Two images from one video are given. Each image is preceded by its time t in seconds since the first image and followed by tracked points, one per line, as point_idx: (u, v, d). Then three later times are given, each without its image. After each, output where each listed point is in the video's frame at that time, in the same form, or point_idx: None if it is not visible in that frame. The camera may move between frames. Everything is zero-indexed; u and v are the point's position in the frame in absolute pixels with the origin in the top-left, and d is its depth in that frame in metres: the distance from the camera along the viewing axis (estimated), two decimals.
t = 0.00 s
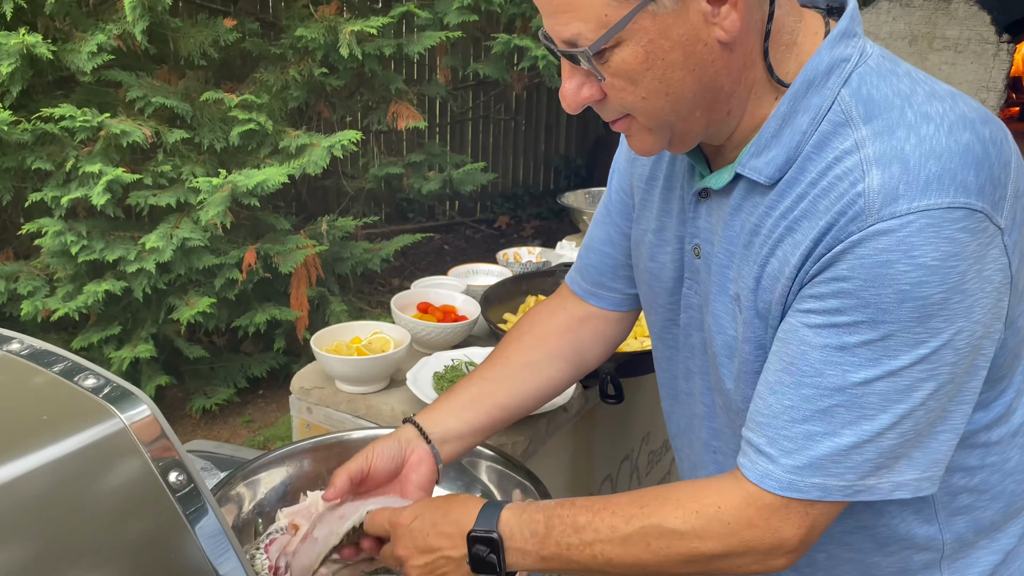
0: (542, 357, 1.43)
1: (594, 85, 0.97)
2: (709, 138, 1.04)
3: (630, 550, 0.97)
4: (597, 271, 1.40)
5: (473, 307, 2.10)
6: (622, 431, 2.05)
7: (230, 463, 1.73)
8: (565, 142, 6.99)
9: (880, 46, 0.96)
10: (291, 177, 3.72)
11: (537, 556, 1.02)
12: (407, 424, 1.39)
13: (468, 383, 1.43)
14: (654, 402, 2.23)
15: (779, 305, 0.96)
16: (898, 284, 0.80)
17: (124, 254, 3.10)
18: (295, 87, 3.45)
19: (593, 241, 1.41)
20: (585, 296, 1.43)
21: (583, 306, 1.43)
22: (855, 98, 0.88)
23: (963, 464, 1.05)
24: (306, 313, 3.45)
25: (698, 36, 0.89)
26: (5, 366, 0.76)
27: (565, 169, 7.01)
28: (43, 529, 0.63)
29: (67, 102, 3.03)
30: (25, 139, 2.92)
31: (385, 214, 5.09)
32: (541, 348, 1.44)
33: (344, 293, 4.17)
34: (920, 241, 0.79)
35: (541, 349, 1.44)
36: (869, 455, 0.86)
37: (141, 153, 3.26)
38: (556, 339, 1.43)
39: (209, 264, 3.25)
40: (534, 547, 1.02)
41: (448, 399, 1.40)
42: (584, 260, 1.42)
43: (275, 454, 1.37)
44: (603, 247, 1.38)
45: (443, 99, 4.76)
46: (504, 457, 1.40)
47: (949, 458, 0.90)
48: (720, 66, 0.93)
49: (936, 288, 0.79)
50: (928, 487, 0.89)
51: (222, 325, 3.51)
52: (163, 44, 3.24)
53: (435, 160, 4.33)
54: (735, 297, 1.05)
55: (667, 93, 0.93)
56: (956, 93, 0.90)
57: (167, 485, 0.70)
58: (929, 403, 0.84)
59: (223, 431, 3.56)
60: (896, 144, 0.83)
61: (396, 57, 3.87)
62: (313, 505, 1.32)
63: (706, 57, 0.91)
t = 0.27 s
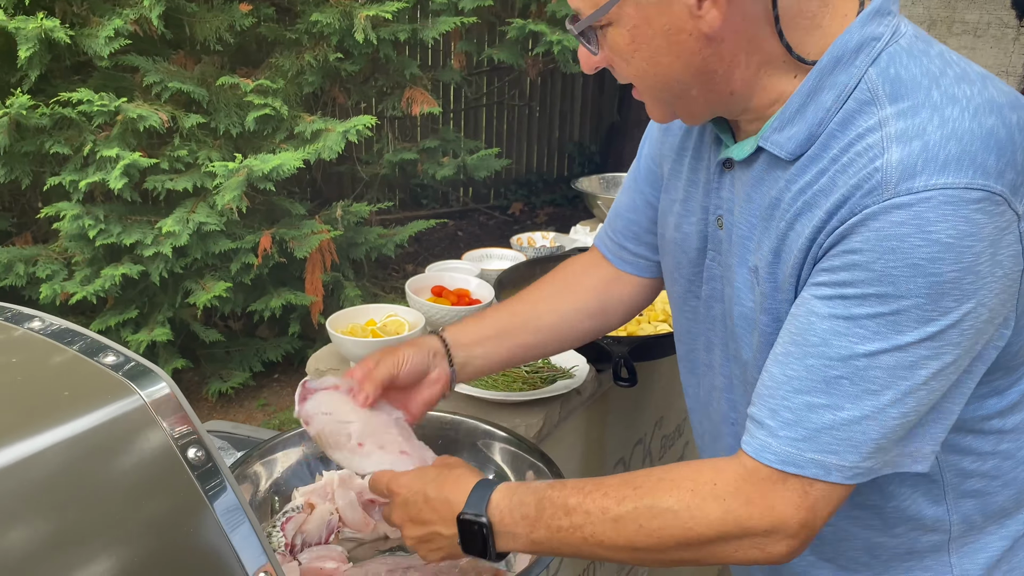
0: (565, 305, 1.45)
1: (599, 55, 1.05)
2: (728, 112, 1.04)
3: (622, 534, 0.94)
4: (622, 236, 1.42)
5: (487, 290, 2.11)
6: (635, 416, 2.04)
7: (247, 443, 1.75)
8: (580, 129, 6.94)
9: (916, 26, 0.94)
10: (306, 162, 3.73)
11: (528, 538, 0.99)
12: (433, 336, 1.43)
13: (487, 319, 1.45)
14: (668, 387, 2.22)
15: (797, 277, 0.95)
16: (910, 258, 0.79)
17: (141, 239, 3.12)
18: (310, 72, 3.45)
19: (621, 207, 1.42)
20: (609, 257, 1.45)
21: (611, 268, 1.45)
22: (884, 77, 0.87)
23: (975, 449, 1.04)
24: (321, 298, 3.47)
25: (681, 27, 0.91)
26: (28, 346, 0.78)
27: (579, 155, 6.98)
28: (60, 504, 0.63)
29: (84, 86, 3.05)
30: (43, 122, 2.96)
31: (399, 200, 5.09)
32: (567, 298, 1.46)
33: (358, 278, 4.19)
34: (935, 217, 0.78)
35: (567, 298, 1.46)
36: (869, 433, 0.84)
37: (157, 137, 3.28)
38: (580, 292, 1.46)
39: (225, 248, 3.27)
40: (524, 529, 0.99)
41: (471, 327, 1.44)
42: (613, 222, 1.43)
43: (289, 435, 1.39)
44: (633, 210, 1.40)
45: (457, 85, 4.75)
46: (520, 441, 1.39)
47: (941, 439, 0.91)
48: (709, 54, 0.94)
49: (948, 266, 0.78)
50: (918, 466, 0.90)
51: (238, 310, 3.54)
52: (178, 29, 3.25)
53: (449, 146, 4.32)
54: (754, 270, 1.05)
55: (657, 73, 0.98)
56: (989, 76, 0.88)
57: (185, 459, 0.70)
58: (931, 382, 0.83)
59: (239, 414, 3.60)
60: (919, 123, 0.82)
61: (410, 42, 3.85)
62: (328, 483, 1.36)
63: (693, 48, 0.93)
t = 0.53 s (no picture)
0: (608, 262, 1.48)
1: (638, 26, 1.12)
2: (756, 89, 1.04)
3: (612, 498, 0.91)
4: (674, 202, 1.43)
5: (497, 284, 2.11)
6: (646, 408, 2.04)
7: (258, 436, 1.76)
8: (590, 121, 6.93)
9: (951, 16, 0.91)
10: (316, 155, 3.74)
11: (524, 501, 0.96)
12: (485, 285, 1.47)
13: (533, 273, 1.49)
14: (679, 378, 2.21)
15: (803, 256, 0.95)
16: (897, 236, 0.78)
17: (153, 231, 3.13)
18: (320, 65, 3.44)
19: (676, 173, 1.44)
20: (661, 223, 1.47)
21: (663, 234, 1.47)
22: (897, 63, 0.85)
23: (969, 445, 1.03)
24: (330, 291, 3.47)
25: (686, 18, 0.96)
26: (41, 339, 0.78)
27: (589, 146, 6.96)
28: (73, 499, 0.63)
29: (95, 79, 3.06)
30: (55, 116, 2.95)
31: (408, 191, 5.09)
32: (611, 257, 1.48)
33: (368, 270, 4.20)
34: (922, 197, 0.77)
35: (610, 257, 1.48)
36: (856, 410, 0.82)
37: (168, 130, 3.28)
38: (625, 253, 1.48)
39: (235, 240, 3.28)
40: (521, 492, 0.95)
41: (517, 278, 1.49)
42: (667, 188, 1.45)
43: (304, 427, 1.39)
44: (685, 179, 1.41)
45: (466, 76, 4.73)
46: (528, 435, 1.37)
47: (933, 430, 0.87)
48: (714, 44, 0.97)
49: (934, 247, 0.77)
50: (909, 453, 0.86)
51: (248, 302, 3.55)
52: (189, 22, 3.26)
53: (459, 138, 4.31)
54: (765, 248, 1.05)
55: (673, 54, 1.03)
56: (1012, 69, 0.85)
57: (198, 454, 0.70)
58: (918, 364, 0.81)
59: (250, 406, 3.62)
60: (919, 108, 0.81)
61: (419, 33, 3.83)
62: (339, 477, 1.37)
63: (699, 36, 0.97)
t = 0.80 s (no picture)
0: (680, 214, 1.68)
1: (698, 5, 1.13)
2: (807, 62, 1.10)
3: (624, 369, 1.06)
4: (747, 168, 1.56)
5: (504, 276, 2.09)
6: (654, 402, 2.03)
7: (265, 428, 1.76)
8: (597, 113, 6.94)
9: None
10: (323, 148, 3.73)
11: (553, 358, 1.12)
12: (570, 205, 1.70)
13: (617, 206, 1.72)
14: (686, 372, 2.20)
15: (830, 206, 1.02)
16: (910, 182, 0.84)
17: (160, 224, 3.14)
18: (327, 57, 3.43)
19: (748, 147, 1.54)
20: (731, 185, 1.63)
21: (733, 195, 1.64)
22: (938, 34, 0.91)
23: (990, 403, 1.07)
24: (338, 284, 3.46)
25: None
26: (51, 331, 0.78)
27: (597, 139, 6.94)
28: (85, 488, 0.63)
29: (104, 72, 3.06)
30: (63, 109, 2.96)
31: (416, 184, 5.09)
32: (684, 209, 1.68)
33: (375, 263, 4.20)
34: (938, 148, 0.84)
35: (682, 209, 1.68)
36: (850, 338, 0.89)
37: (176, 123, 3.29)
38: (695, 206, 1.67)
39: (243, 233, 3.29)
40: (552, 350, 1.12)
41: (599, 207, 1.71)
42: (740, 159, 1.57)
43: (309, 418, 1.39)
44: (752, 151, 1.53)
45: (474, 68, 4.72)
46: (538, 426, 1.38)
47: (932, 372, 0.92)
48: (787, 9, 1.00)
49: (942, 195, 0.84)
50: (901, 390, 0.92)
51: (256, 295, 3.56)
52: (196, 14, 3.26)
53: (466, 130, 4.29)
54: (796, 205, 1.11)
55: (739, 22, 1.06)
56: None
57: (206, 444, 0.70)
58: (915, 303, 0.87)
59: (258, 398, 3.63)
60: (949, 72, 0.87)
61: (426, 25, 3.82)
62: (347, 469, 1.38)
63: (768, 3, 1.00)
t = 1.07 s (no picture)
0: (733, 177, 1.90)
1: None
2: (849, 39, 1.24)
3: (672, 286, 1.36)
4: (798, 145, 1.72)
5: (510, 272, 2.07)
6: (660, 396, 2.02)
7: (269, 422, 1.76)
8: (603, 108, 6.92)
9: None
10: (328, 143, 3.73)
11: (623, 277, 1.46)
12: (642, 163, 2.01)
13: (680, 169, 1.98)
14: (694, 366, 2.19)
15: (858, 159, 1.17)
16: (923, 135, 0.99)
17: (165, 219, 3.13)
18: (332, 52, 3.41)
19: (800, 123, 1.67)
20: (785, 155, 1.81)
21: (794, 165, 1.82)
22: (967, 8, 1.03)
23: (1017, 349, 1.16)
24: (343, 279, 3.46)
25: None
26: (50, 324, 0.77)
27: (603, 134, 6.92)
28: (86, 483, 0.62)
29: (109, 67, 3.06)
30: (68, 104, 2.95)
31: (421, 179, 5.09)
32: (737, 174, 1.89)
33: (381, 258, 4.21)
34: (950, 106, 0.97)
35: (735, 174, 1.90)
36: (859, 263, 1.09)
37: (180, 118, 3.29)
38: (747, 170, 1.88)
39: (249, 228, 3.29)
40: (621, 270, 1.45)
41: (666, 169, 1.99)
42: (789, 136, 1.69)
43: (313, 413, 1.38)
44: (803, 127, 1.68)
45: (480, 63, 4.71)
46: (540, 419, 1.38)
47: (938, 300, 1.10)
48: None
49: (950, 147, 0.98)
50: (909, 312, 1.11)
51: (261, 290, 3.56)
52: (201, 9, 3.25)
53: (472, 125, 4.28)
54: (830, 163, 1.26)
55: None
56: None
57: (207, 439, 0.69)
58: (920, 239, 1.04)
59: (264, 394, 3.63)
60: (973, 39, 0.99)
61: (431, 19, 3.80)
62: (350, 463, 1.38)
63: None
